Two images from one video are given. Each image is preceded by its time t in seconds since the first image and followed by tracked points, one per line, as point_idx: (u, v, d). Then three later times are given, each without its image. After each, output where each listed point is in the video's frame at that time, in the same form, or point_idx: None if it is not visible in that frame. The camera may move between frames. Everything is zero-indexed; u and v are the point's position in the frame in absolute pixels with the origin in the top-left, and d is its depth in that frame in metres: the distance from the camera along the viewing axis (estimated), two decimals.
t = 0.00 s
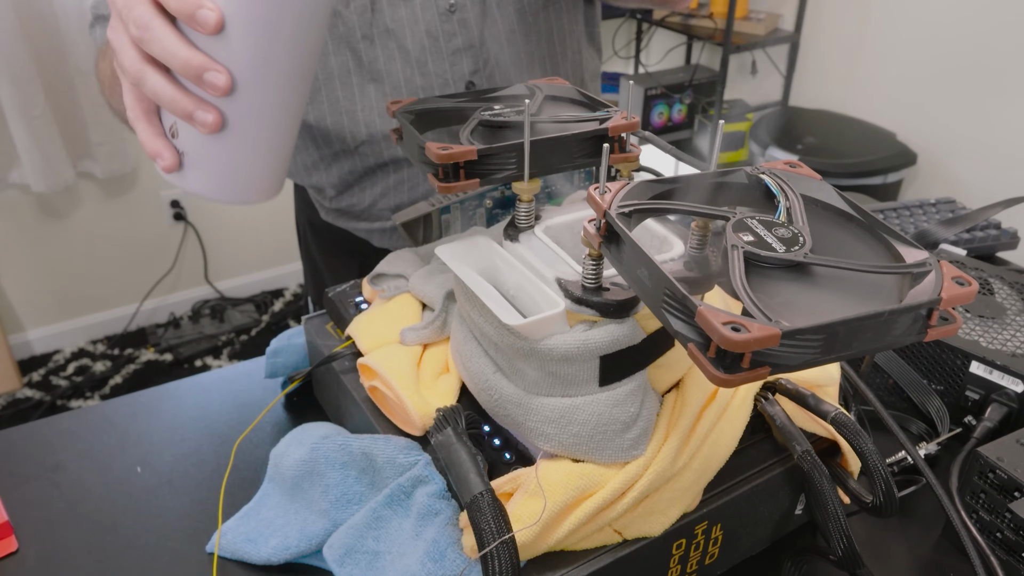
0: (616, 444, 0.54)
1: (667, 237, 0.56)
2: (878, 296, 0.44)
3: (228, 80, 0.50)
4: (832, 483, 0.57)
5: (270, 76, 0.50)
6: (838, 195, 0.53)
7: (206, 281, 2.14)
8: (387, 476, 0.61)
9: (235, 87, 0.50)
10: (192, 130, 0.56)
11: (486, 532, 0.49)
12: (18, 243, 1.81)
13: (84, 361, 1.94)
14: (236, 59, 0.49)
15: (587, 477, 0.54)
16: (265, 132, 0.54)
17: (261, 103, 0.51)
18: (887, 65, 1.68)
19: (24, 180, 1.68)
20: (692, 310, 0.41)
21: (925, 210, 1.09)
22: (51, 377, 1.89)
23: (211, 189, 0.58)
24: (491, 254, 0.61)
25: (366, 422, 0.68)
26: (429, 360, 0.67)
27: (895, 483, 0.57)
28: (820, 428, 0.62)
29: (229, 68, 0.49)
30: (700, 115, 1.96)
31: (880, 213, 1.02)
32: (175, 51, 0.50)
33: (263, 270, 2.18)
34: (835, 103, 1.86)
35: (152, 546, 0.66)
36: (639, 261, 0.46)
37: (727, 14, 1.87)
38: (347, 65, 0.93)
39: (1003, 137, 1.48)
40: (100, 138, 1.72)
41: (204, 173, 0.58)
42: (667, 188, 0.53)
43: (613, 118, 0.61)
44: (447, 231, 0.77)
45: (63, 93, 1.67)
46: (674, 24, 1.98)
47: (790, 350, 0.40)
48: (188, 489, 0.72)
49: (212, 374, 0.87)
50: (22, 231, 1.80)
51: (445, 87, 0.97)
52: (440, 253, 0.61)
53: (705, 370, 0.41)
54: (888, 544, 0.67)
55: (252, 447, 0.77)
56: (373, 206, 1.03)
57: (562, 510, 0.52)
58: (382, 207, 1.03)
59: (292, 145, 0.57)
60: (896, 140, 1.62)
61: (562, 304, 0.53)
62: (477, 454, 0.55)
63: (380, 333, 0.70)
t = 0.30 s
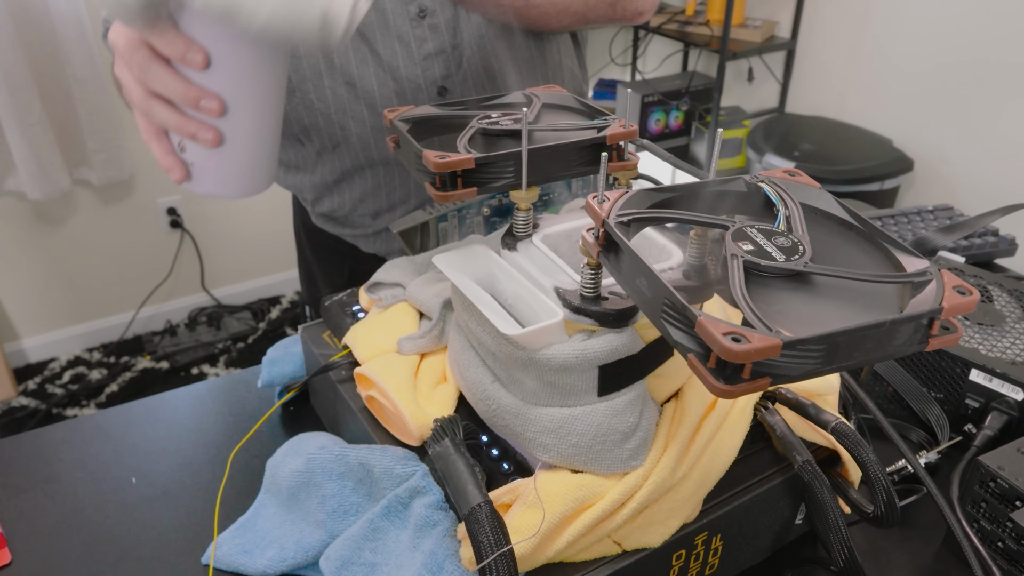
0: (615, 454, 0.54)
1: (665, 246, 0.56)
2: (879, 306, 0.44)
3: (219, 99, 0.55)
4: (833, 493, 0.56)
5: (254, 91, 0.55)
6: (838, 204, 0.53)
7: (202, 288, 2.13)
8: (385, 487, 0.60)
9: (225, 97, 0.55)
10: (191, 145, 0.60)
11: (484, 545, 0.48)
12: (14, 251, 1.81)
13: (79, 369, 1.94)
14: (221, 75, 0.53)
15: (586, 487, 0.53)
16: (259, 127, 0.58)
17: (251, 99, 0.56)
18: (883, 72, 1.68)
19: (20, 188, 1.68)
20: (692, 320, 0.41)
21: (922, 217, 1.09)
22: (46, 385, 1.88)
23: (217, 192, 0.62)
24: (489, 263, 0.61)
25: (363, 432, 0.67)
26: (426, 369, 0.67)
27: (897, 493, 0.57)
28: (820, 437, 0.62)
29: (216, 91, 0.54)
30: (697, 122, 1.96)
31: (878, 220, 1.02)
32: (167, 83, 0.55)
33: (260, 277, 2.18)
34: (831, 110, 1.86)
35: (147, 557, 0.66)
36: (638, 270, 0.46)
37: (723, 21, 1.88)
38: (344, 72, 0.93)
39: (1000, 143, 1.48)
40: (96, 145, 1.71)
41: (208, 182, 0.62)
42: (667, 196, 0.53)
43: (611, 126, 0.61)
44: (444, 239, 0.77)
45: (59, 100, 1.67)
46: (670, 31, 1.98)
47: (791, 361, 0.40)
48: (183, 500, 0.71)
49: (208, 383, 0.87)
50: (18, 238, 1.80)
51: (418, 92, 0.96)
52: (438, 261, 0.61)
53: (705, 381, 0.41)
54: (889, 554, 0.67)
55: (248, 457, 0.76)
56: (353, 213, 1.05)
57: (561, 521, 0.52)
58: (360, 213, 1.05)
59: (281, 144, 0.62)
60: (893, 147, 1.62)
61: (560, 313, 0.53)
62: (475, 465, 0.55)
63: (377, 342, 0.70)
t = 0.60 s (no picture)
0: (612, 462, 0.53)
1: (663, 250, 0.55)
2: (878, 311, 0.44)
3: (142, 226, 0.54)
4: (833, 500, 0.56)
5: (176, 217, 0.54)
6: (837, 209, 0.52)
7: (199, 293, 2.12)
8: (380, 495, 0.60)
9: (150, 237, 0.55)
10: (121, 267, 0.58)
11: (479, 554, 0.48)
12: (9, 257, 1.80)
13: (75, 375, 1.93)
14: (142, 205, 0.53)
15: (583, 495, 0.53)
16: (198, 252, 0.57)
17: (186, 233, 0.55)
18: (880, 77, 1.69)
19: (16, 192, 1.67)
20: (689, 327, 0.40)
21: (920, 221, 1.09)
22: (42, 391, 1.87)
23: (153, 312, 0.60)
24: (486, 268, 0.60)
25: (359, 439, 0.67)
26: (422, 376, 0.66)
27: (898, 501, 0.56)
28: (820, 443, 0.61)
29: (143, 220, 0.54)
30: (694, 126, 1.96)
31: (875, 224, 1.01)
32: (95, 210, 0.55)
33: (256, 282, 2.17)
34: (828, 114, 1.86)
35: (140, 566, 0.65)
36: (635, 276, 0.45)
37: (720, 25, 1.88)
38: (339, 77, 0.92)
39: (998, 147, 1.48)
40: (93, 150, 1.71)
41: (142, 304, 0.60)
42: (665, 201, 0.52)
43: (608, 130, 0.60)
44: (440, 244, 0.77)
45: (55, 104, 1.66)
46: (667, 35, 1.98)
47: (790, 368, 0.39)
48: (177, 507, 0.71)
49: (203, 390, 0.86)
50: (14, 244, 1.79)
51: (408, 97, 0.94)
52: (433, 267, 0.61)
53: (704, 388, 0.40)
54: (889, 560, 0.66)
55: (243, 464, 0.76)
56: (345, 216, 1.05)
57: (558, 529, 0.51)
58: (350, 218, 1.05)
59: (230, 288, 0.63)
60: (891, 151, 1.62)
61: (557, 319, 0.52)
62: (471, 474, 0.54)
63: (372, 348, 0.69)
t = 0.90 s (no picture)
0: (609, 473, 0.52)
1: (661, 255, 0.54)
2: (882, 319, 0.42)
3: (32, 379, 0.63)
4: (834, 512, 0.55)
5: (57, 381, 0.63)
6: (837, 213, 0.51)
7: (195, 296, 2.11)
8: (371, 506, 0.58)
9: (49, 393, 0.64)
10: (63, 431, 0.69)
11: (471, 569, 0.47)
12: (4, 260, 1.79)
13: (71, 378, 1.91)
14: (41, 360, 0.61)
15: (578, 506, 0.51)
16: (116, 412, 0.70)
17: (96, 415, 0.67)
18: (878, 78, 1.68)
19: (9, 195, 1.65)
20: (687, 337, 0.39)
21: (920, 223, 1.08)
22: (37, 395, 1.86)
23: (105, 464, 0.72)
24: (479, 273, 0.59)
25: (350, 447, 0.65)
26: (415, 383, 0.65)
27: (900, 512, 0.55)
28: (820, 452, 0.60)
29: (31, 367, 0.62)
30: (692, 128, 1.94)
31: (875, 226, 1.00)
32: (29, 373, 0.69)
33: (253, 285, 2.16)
34: (826, 116, 1.85)
35: None
36: (631, 283, 0.44)
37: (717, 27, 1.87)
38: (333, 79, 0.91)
39: (998, 149, 1.47)
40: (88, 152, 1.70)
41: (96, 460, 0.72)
42: (662, 205, 0.51)
43: (604, 133, 0.59)
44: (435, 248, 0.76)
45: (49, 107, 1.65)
46: (665, 37, 1.98)
47: (791, 379, 0.38)
48: (166, 517, 0.69)
49: (195, 396, 0.85)
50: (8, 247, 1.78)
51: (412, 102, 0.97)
52: (425, 273, 0.59)
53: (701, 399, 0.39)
54: (892, 570, 0.65)
55: (234, 472, 0.74)
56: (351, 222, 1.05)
57: (553, 542, 0.50)
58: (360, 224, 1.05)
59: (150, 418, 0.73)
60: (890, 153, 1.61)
61: (552, 326, 0.51)
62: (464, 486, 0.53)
63: (364, 355, 0.68)
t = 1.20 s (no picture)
0: (609, 487, 0.50)
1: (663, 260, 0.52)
2: (895, 330, 0.40)
3: None
4: (844, 528, 0.53)
5: None
6: (847, 218, 0.49)
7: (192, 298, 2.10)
8: (363, 520, 0.56)
9: None
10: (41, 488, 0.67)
11: None
12: None
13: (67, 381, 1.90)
14: None
15: (577, 523, 0.49)
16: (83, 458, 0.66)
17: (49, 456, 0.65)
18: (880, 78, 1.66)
19: (2, 198, 1.63)
20: (691, 349, 0.37)
21: (925, 225, 1.06)
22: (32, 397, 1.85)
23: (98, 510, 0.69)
24: (475, 280, 0.57)
25: (342, 458, 0.64)
26: (409, 392, 0.63)
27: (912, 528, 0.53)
28: (828, 465, 0.58)
29: None
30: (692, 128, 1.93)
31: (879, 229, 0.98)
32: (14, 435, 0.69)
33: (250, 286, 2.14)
34: (827, 116, 1.83)
35: None
36: (632, 292, 0.42)
37: (717, 27, 1.85)
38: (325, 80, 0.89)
39: (1001, 149, 1.46)
40: (81, 154, 1.69)
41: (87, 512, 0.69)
42: (664, 210, 0.49)
43: (604, 134, 0.57)
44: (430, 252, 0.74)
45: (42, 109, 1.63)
46: (664, 36, 1.96)
47: (801, 394, 0.36)
48: (154, 528, 0.68)
49: (186, 404, 0.83)
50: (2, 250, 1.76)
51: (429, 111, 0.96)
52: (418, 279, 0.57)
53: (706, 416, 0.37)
54: None
55: (224, 482, 0.72)
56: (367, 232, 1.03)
57: (551, 561, 0.48)
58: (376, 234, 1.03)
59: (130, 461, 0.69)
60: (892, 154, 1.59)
61: (550, 336, 0.49)
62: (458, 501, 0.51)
63: (357, 363, 0.66)
